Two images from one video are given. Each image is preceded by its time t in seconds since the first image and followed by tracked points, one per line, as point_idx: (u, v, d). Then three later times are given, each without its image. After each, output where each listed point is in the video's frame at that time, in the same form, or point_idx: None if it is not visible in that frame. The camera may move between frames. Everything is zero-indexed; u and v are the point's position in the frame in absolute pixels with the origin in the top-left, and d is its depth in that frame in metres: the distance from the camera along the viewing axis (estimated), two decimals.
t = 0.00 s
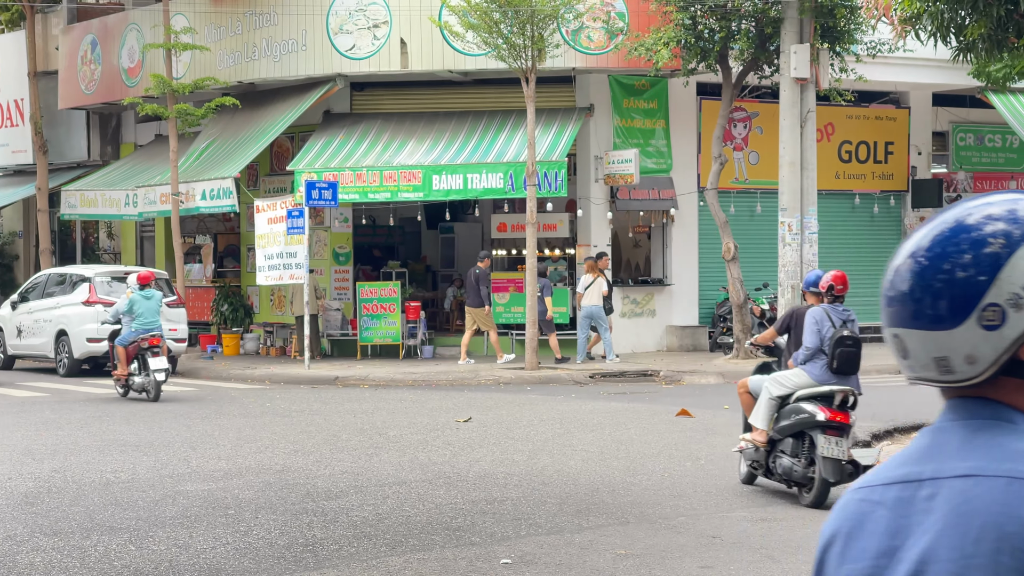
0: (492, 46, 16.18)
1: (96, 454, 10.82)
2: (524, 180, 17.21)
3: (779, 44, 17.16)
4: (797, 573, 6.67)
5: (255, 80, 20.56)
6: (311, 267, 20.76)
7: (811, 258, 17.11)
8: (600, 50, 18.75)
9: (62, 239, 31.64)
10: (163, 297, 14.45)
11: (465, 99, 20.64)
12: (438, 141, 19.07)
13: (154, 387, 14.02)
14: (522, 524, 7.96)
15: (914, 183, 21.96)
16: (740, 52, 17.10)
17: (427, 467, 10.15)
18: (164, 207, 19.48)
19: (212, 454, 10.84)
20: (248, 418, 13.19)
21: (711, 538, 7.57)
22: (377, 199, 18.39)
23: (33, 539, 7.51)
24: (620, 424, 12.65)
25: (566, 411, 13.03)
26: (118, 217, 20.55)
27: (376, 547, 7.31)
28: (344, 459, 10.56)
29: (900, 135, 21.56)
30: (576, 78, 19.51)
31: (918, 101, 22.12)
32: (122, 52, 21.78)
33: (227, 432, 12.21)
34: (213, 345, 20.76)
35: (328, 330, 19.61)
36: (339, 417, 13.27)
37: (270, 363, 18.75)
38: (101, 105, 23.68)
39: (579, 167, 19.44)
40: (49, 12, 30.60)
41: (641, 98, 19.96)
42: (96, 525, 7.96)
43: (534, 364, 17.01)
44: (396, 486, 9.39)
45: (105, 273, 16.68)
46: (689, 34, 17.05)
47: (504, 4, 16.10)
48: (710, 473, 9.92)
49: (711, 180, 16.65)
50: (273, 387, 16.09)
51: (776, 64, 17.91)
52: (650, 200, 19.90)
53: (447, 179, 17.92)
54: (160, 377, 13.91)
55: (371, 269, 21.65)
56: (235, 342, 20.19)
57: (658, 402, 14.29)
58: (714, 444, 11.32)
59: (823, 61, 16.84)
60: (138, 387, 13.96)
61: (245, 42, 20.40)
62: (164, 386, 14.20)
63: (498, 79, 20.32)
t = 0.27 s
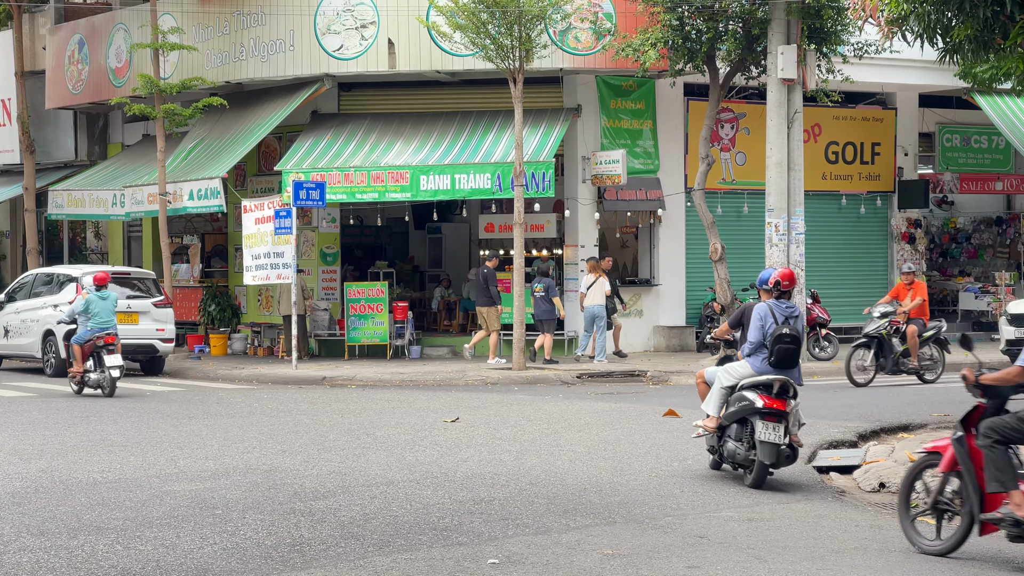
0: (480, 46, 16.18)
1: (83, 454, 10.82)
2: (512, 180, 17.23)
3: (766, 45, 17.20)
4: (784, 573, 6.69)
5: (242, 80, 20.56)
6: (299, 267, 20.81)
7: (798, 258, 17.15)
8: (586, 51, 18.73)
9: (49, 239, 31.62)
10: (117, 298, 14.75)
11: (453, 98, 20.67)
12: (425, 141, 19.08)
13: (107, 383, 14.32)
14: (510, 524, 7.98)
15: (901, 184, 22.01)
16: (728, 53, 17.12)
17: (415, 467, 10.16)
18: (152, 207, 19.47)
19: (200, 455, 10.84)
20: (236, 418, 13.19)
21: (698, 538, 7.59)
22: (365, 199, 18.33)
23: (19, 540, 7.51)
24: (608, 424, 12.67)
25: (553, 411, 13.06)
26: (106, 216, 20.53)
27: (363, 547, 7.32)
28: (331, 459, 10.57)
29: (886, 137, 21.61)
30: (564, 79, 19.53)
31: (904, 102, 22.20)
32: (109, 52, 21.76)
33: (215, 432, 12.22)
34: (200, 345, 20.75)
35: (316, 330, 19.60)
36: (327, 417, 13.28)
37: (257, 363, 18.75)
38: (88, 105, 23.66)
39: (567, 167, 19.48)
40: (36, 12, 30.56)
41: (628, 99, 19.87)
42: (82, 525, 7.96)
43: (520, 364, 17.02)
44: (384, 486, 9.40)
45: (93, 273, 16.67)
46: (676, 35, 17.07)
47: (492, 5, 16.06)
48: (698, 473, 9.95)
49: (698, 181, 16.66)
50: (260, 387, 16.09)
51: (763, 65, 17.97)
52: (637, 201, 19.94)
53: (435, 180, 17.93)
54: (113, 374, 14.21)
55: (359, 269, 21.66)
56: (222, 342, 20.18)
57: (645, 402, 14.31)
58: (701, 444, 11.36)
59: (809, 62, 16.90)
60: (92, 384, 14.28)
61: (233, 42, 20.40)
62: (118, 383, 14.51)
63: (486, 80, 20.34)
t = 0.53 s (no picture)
0: (470, 47, 16.16)
1: (73, 454, 10.81)
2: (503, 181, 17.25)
3: (757, 46, 17.23)
4: (773, 572, 6.71)
5: (233, 81, 20.55)
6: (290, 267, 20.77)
7: (789, 259, 17.17)
8: (578, 51, 18.79)
9: (38, 239, 31.58)
10: (75, 298, 15.11)
11: (444, 99, 20.67)
12: (416, 141, 19.09)
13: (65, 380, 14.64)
14: (501, 525, 7.98)
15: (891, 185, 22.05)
16: (718, 54, 17.16)
17: (405, 467, 10.17)
18: (143, 208, 19.48)
19: (190, 455, 10.83)
20: (226, 418, 13.19)
21: (689, 538, 7.60)
22: (356, 200, 18.33)
23: (9, 540, 7.50)
24: (599, 424, 12.68)
25: (544, 411, 13.07)
26: (96, 217, 20.51)
27: (354, 547, 7.32)
28: (322, 459, 10.56)
29: (877, 137, 21.64)
30: (555, 79, 19.55)
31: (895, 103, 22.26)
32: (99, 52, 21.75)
33: (205, 432, 12.22)
34: (191, 345, 20.76)
35: (307, 330, 19.58)
36: (317, 417, 13.26)
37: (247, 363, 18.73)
38: (79, 105, 23.63)
39: (558, 168, 19.47)
40: (27, 13, 30.54)
41: (619, 100, 19.88)
42: (72, 526, 7.96)
43: (511, 365, 17.01)
44: (374, 486, 9.40)
45: (83, 273, 16.65)
46: (667, 36, 17.09)
47: (482, 5, 16.08)
48: (689, 473, 9.96)
49: (689, 182, 16.68)
50: (250, 387, 16.07)
51: (754, 66, 18.01)
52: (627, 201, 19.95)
53: (426, 180, 17.92)
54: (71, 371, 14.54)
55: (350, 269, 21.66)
56: (212, 343, 20.17)
57: (635, 403, 14.32)
58: (695, 445, 11.34)
59: (800, 63, 16.87)
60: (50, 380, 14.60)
61: (224, 42, 20.39)
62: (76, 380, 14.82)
63: (476, 80, 20.35)
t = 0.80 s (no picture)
0: (462, 47, 16.17)
1: (64, 456, 10.80)
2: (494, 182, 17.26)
3: (748, 46, 17.25)
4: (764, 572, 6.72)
5: (225, 82, 20.54)
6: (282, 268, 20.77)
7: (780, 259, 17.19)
8: (570, 52, 18.79)
9: (29, 241, 31.53)
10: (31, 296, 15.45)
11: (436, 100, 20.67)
12: (408, 142, 19.11)
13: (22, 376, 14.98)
14: (491, 525, 7.98)
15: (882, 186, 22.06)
16: (710, 54, 17.19)
17: (396, 468, 10.17)
18: (133, 208, 19.47)
19: (181, 456, 10.82)
20: (218, 419, 13.19)
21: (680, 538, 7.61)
22: (347, 200, 18.33)
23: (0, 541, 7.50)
24: (591, 425, 12.69)
25: (536, 412, 13.08)
26: (87, 218, 20.49)
27: (345, 548, 7.32)
28: (313, 460, 10.56)
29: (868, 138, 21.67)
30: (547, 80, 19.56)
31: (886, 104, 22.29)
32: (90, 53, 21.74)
33: (196, 433, 12.22)
34: (182, 346, 20.75)
35: (299, 331, 19.56)
36: (309, 418, 13.26)
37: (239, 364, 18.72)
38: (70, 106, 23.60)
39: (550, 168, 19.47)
40: (18, 13, 30.49)
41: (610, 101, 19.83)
42: (63, 527, 7.95)
43: (503, 365, 17.02)
44: (365, 486, 9.40)
45: (74, 275, 16.62)
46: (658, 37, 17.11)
47: (474, 7, 16.21)
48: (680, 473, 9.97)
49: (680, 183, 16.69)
50: (242, 388, 16.06)
51: (745, 66, 18.04)
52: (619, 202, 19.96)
53: (417, 181, 17.93)
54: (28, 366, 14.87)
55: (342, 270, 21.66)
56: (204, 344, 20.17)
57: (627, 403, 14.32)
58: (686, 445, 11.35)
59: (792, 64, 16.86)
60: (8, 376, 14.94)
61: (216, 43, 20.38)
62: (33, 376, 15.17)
63: (468, 81, 20.36)
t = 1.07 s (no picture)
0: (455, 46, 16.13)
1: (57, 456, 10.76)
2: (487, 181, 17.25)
3: (741, 45, 17.24)
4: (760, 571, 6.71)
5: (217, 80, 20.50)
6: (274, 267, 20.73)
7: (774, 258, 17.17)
8: (562, 50, 18.74)
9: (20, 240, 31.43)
10: None
11: (429, 99, 20.64)
12: (401, 141, 19.10)
13: None
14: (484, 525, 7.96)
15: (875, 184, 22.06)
16: (703, 53, 17.16)
17: (389, 467, 10.15)
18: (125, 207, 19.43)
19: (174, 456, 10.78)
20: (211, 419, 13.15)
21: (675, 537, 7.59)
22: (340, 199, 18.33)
23: None
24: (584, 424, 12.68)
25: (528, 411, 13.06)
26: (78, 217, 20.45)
27: (339, 548, 7.29)
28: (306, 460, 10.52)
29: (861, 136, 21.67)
30: (540, 78, 19.55)
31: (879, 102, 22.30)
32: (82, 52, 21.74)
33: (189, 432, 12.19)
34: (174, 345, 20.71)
35: (291, 330, 19.54)
36: (302, 418, 13.22)
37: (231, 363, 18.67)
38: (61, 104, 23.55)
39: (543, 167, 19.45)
40: (9, 12, 30.41)
41: (603, 99, 19.79)
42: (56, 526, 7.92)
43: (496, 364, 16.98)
44: (358, 486, 9.37)
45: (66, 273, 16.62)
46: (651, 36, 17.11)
47: (466, 4, 16.16)
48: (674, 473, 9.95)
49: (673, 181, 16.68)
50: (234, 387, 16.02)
51: (739, 66, 17.97)
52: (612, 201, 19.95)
53: (410, 179, 17.91)
54: None
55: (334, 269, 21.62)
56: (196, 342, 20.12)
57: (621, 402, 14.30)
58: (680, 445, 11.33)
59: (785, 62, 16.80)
60: None
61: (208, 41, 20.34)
62: None
63: (461, 79, 20.34)
